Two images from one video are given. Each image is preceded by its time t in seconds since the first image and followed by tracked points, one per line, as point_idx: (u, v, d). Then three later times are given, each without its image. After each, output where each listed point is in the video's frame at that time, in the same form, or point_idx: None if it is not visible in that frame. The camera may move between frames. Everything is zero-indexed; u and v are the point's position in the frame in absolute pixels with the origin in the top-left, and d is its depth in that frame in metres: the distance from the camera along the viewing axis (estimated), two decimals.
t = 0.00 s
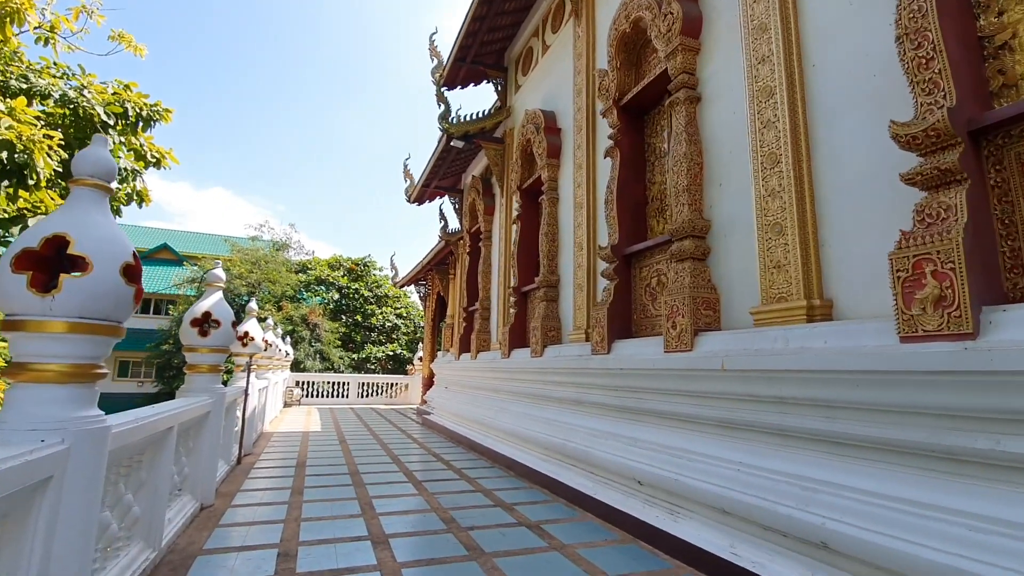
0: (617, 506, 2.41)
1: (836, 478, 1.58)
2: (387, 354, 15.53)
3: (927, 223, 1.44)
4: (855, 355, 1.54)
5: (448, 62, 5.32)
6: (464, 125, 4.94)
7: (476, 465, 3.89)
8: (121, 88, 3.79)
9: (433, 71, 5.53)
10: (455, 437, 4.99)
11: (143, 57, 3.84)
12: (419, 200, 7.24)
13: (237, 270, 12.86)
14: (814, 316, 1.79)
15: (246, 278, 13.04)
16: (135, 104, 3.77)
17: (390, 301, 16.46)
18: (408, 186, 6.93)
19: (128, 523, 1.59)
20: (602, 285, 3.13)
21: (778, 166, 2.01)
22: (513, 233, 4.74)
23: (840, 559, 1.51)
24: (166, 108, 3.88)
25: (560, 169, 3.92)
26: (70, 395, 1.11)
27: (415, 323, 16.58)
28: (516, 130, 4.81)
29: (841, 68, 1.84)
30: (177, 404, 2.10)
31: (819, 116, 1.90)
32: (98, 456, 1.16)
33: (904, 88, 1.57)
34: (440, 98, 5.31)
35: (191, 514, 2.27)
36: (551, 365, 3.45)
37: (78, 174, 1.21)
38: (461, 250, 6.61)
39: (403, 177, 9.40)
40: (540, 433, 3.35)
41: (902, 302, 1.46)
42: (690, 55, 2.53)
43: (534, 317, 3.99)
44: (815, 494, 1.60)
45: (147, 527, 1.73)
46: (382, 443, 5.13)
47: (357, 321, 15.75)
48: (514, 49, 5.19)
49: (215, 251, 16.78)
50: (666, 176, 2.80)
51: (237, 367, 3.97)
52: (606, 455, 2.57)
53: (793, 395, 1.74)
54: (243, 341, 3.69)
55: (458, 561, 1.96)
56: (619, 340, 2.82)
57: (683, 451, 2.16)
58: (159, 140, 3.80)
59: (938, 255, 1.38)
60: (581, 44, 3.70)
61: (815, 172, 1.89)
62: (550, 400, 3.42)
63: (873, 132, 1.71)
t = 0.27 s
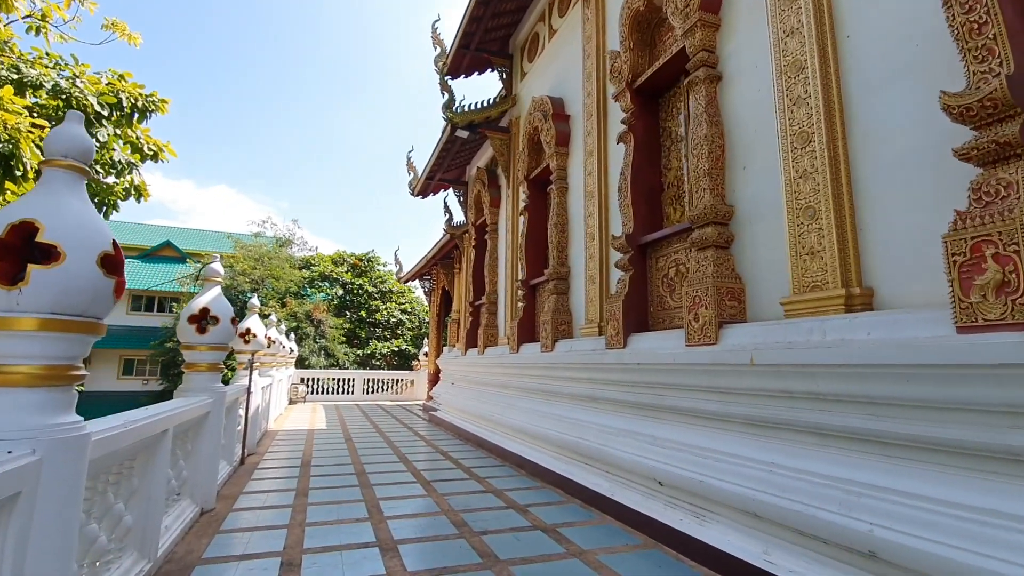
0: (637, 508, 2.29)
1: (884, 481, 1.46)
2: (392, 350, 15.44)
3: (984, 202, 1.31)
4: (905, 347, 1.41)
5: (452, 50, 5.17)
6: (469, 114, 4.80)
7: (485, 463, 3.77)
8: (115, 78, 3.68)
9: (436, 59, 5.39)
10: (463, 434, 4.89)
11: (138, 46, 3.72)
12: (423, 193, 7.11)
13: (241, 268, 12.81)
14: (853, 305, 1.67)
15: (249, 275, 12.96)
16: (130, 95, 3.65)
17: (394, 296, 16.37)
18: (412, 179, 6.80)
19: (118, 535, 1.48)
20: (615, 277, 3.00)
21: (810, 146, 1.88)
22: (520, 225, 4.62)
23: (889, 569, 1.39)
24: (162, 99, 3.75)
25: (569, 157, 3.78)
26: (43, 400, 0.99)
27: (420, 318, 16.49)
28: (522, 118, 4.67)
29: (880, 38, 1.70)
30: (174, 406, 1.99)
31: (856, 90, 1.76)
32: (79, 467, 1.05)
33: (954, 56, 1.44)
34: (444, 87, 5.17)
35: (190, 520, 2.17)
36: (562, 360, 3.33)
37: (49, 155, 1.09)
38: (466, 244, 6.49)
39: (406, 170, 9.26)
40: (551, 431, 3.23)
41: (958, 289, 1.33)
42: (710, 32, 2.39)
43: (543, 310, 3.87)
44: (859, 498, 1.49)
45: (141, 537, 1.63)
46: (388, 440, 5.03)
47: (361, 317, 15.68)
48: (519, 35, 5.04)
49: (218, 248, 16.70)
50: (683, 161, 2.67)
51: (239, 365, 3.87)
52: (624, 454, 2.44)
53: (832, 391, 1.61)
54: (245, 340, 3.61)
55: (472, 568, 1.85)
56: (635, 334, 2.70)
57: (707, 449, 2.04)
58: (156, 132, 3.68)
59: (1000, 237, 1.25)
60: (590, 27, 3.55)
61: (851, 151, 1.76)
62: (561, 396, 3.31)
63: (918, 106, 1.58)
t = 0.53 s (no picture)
0: (660, 509, 2.18)
1: (936, 482, 1.35)
2: (397, 346, 15.37)
3: None
4: (962, 338, 1.30)
5: (456, 38, 5.05)
6: (474, 104, 4.69)
7: (496, 461, 3.67)
8: (112, 67, 3.57)
9: (440, 48, 5.26)
10: (471, 430, 4.80)
11: (135, 34, 3.61)
12: (428, 185, 7.00)
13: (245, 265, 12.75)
14: (897, 293, 1.55)
15: (253, 271, 12.90)
16: (127, 84, 3.54)
17: (398, 292, 16.29)
18: (416, 172, 6.70)
19: (112, 543, 1.38)
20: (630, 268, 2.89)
21: (846, 123, 1.76)
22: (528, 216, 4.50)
23: None
24: (161, 89, 3.65)
25: (579, 145, 3.67)
26: (20, 401, 0.89)
27: (424, 314, 16.41)
28: (530, 107, 4.55)
29: (924, 4, 1.57)
30: (173, 405, 1.90)
31: (897, 62, 1.64)
32: (63, 475, 0.95)
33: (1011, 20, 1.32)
34: (448, 76, 5.05)
35: (192, 523, 2.08)
36: (575, 354, 3.22)
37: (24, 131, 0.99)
38: (472, 237, 6.38)
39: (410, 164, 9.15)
40: (565, 427, 3.12)
41: (1022, 274, 1.21)
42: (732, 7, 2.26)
43: (554, 303, 3.76)
44: (908, 500, 1.38)
45: (138, 545, 1.53)
46: (396, 437, 4.94)
47: (366, 312, 15.60)
48: (525, 22, 4.91)
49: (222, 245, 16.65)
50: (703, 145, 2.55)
51: (243, 361, 3.78)
52: (643, 452, 2.34)
53: (876, 385, 1.50)
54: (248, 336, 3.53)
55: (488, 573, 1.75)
56: (653, 326, 2.59)
57: (734, 447, 1.93)
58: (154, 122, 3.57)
59: None
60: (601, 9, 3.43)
61: (890, 127, 1.64)
62: (574, 391, 3.20)
63: (970, 77, 1.46)
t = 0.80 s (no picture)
0: (684, 515, 2.07)
1: (997, 490, 1.24)
2: (401, 343, 15.29)
3: None
4: None
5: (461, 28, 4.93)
6: (480, 95, 4.57)
7: (506, 461, 3.57)
8: (108, 57, 3.46)
9: (444, 39, 5.14)
10: (478, 429, 4.70)
11: (131, 23, 3.50)
12: (432, 180, 6.89)
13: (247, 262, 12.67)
14: (947, 285, 1.44)
15: (255, 269, 12.82)
16: (123, 75, 3.43)
17: (402, 289, 16.20)
18: (420, 166, 6.59)
19: (106, 558, 1.28)
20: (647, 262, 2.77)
21: (885, 104, 1.64)
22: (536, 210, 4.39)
23: None
24: (158, 80, 3.53)
25: (590, 136, 3.55)
26: None
27: (428, 311, 16.32)
28: (537, 98, 4.43)
29: None
30: (170, 407, 1.79)
31: (943, 37, 1.52)
32: (39, 492, 0.84)
33: None
34: (453, 67, 4.93)
35: (193, 531, 1.98)
36: (587, 351, 3.11)
37: None
38: (477, 232, 6.27)
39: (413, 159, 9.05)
40: (577, 427, 3.01)
41: None
42: None
43: (564, 299, 3.65)
44: (966, 509, 1.26)
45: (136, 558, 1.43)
46: (401, 436, 4.84)
47: (369, 310, 15.52)
48: (532, 11, 4.79)
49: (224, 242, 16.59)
50: (724, 132, 2.43)
51: (245, 360, 3.68)
52: (664, 454, 2.23)
53: (926, 384, 1.38)
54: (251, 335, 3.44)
55: None
56: (672, 322, 2.48)
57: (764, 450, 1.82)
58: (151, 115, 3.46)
59: None
60: None
61: (937, 107, 1.52)
62: (587, 390, 3.10)
63: None
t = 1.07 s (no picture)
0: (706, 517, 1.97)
1: None
2: (404, 340, 15.19)
3: None
4: None
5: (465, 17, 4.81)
6: (485, 85, 4.45)
7: (514, 460, 3.47)
8: (103, 45, 3.35)
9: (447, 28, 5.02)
10: (485, 427, 4.60)
11: (127, 10, 3.39)
12: (435, 174, 6.78)
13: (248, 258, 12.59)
14: (999, 271, 1.33)
15: (257, 266, 12.75)
16: (118, 63, 3.31)
17: (404, 286, 16.10)
18: (423, 160, 6.48)
19: (91, 570, 1.18)
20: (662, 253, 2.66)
21: (927, 78, 1.53)
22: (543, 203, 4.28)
23: None
24: (154, 68, 3.41)
25: (600, 124, 3.44)
26: None
27: (431, 308, 16.21)
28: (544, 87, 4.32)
29: None
30: (165, 405, 1.70)
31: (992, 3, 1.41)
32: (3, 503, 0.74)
33: None
34: (457, 56, 4.81)
35: (190, 535, 1.88)
36: (598, 346, 3.01)
37: None
38: (482, 226, 6.16)
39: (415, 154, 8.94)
40: (589, 425, 2.91)
41: None
42: None
43: (573, 293, 3.54)
44: None
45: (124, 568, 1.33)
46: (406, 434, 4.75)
47: (372, 307, 15.43)
48: None
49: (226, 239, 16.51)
50: (744, 115, 2.32)
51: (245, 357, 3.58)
52: (683, 453, 2.13)
53: (978, 379, 1.28)
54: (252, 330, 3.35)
55: None
56: (690, 315, 2.37)
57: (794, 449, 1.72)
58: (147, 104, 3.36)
59: None
60: None
61: (986, 80, 1.41)
62: (598, 386, 2.99)
63: None
